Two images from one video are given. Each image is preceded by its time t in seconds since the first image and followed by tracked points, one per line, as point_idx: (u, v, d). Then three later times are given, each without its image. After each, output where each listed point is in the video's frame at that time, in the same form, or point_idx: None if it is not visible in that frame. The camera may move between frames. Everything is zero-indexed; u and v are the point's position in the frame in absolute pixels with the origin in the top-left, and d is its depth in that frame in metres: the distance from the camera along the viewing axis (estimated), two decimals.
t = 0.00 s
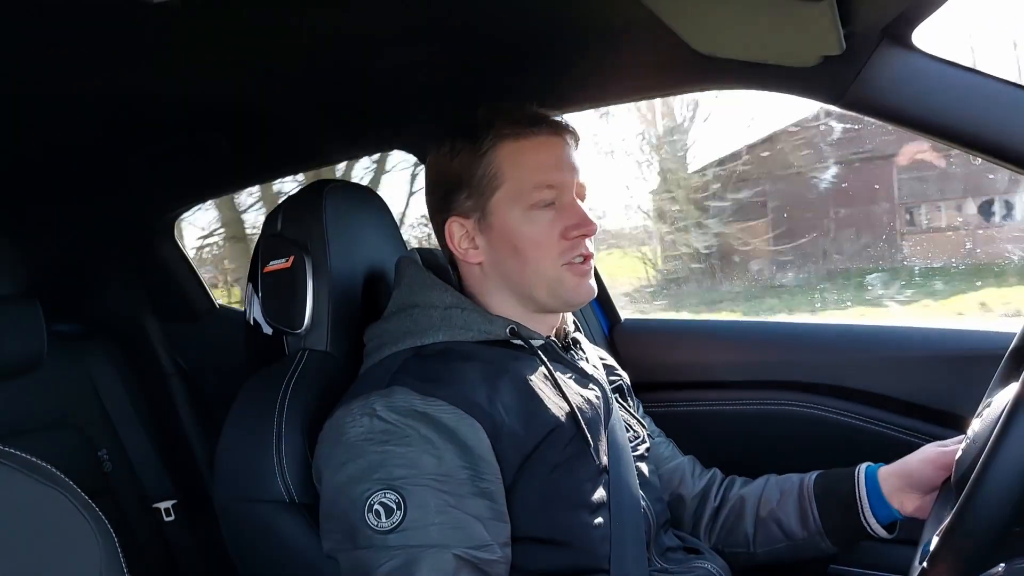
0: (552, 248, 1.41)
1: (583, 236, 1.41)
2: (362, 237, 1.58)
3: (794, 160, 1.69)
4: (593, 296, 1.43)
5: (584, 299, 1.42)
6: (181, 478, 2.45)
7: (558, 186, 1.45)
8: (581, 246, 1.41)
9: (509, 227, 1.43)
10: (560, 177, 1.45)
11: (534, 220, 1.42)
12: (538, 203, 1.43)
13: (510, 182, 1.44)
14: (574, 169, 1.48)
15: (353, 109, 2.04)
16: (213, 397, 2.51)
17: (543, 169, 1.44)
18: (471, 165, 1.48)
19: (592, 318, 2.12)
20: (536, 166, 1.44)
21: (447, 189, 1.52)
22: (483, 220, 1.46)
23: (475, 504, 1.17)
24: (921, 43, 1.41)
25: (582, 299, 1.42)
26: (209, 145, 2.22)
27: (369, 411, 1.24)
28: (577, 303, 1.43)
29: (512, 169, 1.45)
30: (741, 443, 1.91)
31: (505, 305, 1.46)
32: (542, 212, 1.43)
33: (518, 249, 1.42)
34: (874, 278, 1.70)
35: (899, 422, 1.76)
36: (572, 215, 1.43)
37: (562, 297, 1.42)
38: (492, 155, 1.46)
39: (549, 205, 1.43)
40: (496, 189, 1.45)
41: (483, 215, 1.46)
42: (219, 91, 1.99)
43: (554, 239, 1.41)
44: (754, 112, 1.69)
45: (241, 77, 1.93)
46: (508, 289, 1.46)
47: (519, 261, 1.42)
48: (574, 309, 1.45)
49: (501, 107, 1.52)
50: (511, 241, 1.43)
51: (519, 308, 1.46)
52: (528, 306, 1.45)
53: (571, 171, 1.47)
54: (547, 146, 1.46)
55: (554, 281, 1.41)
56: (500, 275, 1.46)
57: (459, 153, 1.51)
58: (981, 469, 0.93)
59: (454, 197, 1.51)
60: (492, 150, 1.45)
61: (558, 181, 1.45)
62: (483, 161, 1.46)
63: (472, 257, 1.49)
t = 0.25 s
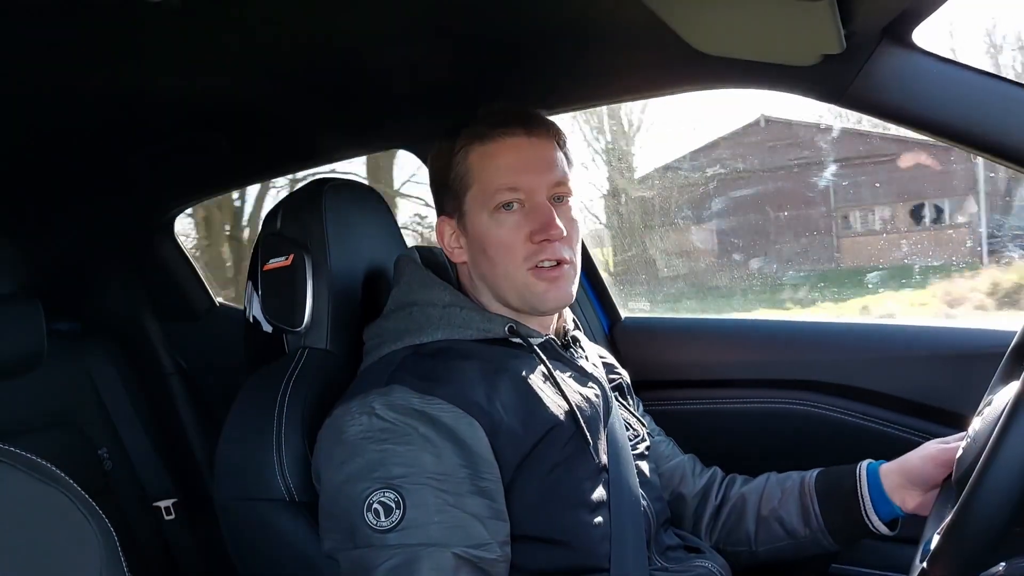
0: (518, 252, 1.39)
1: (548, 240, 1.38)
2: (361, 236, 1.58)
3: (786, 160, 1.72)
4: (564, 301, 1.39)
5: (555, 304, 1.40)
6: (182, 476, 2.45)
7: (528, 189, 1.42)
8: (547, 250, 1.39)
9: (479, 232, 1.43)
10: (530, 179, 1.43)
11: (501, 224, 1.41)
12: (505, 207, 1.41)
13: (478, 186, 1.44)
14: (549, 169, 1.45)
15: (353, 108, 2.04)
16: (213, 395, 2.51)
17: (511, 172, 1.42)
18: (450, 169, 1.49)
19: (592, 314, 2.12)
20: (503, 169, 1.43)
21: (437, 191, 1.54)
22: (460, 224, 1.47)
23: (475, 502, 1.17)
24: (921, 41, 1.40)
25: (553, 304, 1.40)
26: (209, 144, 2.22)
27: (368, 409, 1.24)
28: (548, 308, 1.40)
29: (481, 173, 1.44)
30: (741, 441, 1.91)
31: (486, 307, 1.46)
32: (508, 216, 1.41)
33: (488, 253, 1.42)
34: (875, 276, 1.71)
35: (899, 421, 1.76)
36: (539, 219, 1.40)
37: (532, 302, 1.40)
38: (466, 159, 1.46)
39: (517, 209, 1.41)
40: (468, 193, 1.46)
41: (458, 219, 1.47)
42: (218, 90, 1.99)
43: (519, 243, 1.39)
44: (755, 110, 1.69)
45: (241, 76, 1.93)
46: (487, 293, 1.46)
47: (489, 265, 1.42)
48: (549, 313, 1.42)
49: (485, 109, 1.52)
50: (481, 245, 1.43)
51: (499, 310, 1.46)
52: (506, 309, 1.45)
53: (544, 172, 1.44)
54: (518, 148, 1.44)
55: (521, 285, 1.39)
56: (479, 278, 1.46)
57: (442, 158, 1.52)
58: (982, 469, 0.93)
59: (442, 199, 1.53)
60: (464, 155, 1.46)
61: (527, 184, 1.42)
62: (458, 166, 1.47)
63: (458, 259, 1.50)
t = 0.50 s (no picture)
0: (517, 256, 1.40)
1: (548, 245, 1.38)
2: (363, 239, 1.58)
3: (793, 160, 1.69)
4: (563, 306, 1.40)
5: (555, 309, 1.40)
6: (183, 479, 2.45)
7: (529, 193, 1.42)
8: (546, 255, 1.39)
9: (479, 236, 1.43)
10: (531, 184, 1.43)
11: (501, 228, 1.41)
12: (505, 211, 1.42)
13: (479, 189, 1.44)
14: (551, 173, 1.45)
15: (355, 112, 2.04)
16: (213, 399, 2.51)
17: (513, 176, 1.42)
18: (452, 171, 1.49)
19: (593, 315, 2.11)
20: (504, 173, 1.43)
21: (440, 191, 1.54)
22: (460, 226, 1.48)
23: (478, 505, 1.17)
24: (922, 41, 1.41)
25: (552, 309, 1.40)
26: (211, 147, 2.22)
27: (372, 412, 1.24)
28: (547, 313, 1.41)
29: (482, 176, 1.44)
30: (744, 443, 1.91)
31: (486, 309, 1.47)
32: (508, 219, 1.41)
33: (488, 256, 1.42)
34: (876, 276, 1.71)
35: (902, 422, 1.76)
36: (539, 223, 1.40)
37: (531, 307, 1.41)
38: (467, 161, 1.46)
39: (517, 213, 1.42)
40: (469, 195, 1.46)
41: (459, 221, 1.48)
42: (220, 93, 1.99)
43: (519, 247, 1.40)
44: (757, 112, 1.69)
45: (243, 80, 1.93)
46: (486, 295, 1.47)
47: (489, 268, 1.43)
48: (549, 318, 1.43)
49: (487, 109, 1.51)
50: (481, 248, 1.43)
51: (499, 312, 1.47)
52: (506, 311, 1.45)
53: (545, 176, 1.44)
54: (519, 151, 1.44)
55: (520, 289, 1.40)
56: (478, 280, 1.47)
57: (444, 158, 1.52)
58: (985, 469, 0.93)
59: (444, 200, 1.53)
60: (466, 157, 1.46)
61: (528, 188, 1.42)
62: (460, 168, 1.47)
63: (459, 261, 1.51)
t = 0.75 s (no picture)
0: (531, 254, 1.39)
1: (563, 243, 1.38)
2: (364, 238, 1.58)
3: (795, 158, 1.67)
4: (575, 304, 1.40)
5: (566, 307, 1.40)
6: (184, 478, 2.45)
7: (542, 191, 1.42)
8: (560, 253, 1.38)
9: (491, 233, 1.42)
10: (544, 182, 1.43)
11: (514, 225, 1.40)
12: (519, 209, 1.41)
13: (492, 187, 1.43)
14: (563, 172, 1.45)
15: (356, 111, 2.04)
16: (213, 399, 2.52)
17: (526, 174, 1.42)
18: (461, 168, 1.48)
19: (593, 313, 2.11)
20: (518, 171, 1.42)
21: (444, 189, 1.53)
22: (470, 224, 1.47)
23: (479, 504, 1.17)
24: (923, 41, 1.40)
25: (563, 306, 1.40)
26: (212, 146, 2.22)
27: (373, 412, 1.24)
28: (559, 311, 1.40)
29: (495, 174, 1.44)
30: (745, 443, 1.91)
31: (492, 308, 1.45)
32: (522, 217, 1.41)
33: (500, 254, 1.41)
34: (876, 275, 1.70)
35: (903, 421, 1.76)
36: (553, 221, 1.40)
37: (542, 304, 1.40)
38: (478, 158, 1.46)
39: (531, 211, 1.41)
40: (480, 193, 1.45)
41: (469, 220, 1.46)
42: (221, 93, 1.99)
43: (533, 245, 1.39)
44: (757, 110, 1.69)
45: (244, 79, 1.93)
46: (494, 294, 1.45)
47: (501, 267, 1.42)
48: (558, 316, 1.43)
49: (497, 108, 1.51)
50: (493, 246, 1.42)
51: (507, 311, 1.46)
52: (514, 311, 1.44)
53: (558, 175, 1.44)
54: (533, 150, 1.44)
55: (533, 287, 1.39)
56: (487, 279, 1.46)
57: (451, 157, 1.51)
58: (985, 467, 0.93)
59: (449, 198, 1.52)
60: (477, 154, 1.45)
61: (541, 186, 1.42)
62: (470, 166, 1.47)
63: (465, 259, 1.50)
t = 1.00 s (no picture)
0: (564, 252, 1.41)
1: (596, 242, 1.42)
2: (366, 237, 1.59)
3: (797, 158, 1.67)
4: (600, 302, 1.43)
5: (591, 305, 1.43)
6: (185, 478, 2.45)
7: (572, 191, 1.45)
8: (592, 252, 1.42)
9: (521, 231, 1.43)
10: (573, 181, 1.45)
11: (548, 223, 1.42)
12: (552, 207, 1.43)
13: (523, 185, 1.44)
14: (585, 173, 1.48)
15: (356, 111, 2.05)
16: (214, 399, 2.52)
17: (556, 173, 1.44)
18: (482, 166, 1.47)
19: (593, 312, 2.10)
20: (550, 170, 1.44)
21: (455, 188, 1.51)
22: (493, 221, 1.46)
23: (480, 504, 1.17)
24: (924, 39, 1.41)
25: (589, 305, 1.42)
26: (213, 145, 2.22)
27: (373, 411, 1.24)
28: (585, 309, 1.43)
29: (526, 172, 1.44)
30: (745, 442, 1.91)
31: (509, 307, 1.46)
32: (555, 216, 1.43)
33: (530, 251, 1.42)
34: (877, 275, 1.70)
35: (904, 420, 1.76)
36: (585, 220, 1.43)
37: (570, 303, 1.42)
38: (506, 157, 1.45)
39: (561, 210, 1.43)
40: (509, 191, 1.45)
41: (493, 217, 1.46)
42: (222, 93, 1.99)
43: (567, 243, 1.41)
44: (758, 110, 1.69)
45: (244, 79, 1.93)
46: (516, 292, 1.46)
47: (530, 264, 1.42)
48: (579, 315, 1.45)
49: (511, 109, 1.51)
50: (523, 243, 1.42)
51: (527, 309, 1.46)
52: (535, 309, 1.45)
53: (584, 175, 1.47)
54: (559, 150, 1.46)
55: (563, 284, 1.41)
56: (509, 277, 1.46)
57: (468, 153, 1.50)
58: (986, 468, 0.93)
59: (463, 196, 1.50)
60: (505, 152, 1.45)
61: (571, 185, 1.45)
62: (495, 162, 1.46)
63: (480, 258, 1.49)
